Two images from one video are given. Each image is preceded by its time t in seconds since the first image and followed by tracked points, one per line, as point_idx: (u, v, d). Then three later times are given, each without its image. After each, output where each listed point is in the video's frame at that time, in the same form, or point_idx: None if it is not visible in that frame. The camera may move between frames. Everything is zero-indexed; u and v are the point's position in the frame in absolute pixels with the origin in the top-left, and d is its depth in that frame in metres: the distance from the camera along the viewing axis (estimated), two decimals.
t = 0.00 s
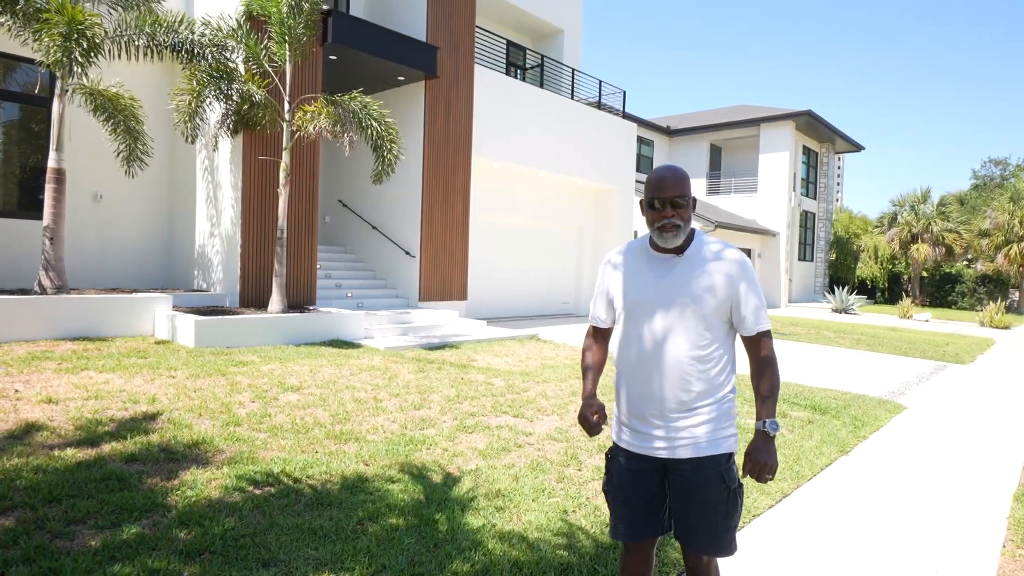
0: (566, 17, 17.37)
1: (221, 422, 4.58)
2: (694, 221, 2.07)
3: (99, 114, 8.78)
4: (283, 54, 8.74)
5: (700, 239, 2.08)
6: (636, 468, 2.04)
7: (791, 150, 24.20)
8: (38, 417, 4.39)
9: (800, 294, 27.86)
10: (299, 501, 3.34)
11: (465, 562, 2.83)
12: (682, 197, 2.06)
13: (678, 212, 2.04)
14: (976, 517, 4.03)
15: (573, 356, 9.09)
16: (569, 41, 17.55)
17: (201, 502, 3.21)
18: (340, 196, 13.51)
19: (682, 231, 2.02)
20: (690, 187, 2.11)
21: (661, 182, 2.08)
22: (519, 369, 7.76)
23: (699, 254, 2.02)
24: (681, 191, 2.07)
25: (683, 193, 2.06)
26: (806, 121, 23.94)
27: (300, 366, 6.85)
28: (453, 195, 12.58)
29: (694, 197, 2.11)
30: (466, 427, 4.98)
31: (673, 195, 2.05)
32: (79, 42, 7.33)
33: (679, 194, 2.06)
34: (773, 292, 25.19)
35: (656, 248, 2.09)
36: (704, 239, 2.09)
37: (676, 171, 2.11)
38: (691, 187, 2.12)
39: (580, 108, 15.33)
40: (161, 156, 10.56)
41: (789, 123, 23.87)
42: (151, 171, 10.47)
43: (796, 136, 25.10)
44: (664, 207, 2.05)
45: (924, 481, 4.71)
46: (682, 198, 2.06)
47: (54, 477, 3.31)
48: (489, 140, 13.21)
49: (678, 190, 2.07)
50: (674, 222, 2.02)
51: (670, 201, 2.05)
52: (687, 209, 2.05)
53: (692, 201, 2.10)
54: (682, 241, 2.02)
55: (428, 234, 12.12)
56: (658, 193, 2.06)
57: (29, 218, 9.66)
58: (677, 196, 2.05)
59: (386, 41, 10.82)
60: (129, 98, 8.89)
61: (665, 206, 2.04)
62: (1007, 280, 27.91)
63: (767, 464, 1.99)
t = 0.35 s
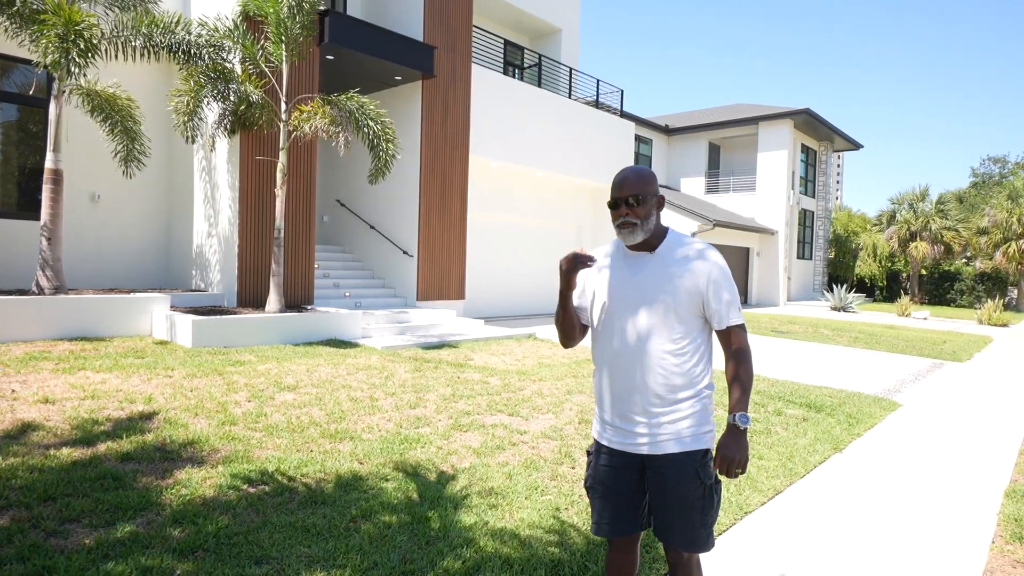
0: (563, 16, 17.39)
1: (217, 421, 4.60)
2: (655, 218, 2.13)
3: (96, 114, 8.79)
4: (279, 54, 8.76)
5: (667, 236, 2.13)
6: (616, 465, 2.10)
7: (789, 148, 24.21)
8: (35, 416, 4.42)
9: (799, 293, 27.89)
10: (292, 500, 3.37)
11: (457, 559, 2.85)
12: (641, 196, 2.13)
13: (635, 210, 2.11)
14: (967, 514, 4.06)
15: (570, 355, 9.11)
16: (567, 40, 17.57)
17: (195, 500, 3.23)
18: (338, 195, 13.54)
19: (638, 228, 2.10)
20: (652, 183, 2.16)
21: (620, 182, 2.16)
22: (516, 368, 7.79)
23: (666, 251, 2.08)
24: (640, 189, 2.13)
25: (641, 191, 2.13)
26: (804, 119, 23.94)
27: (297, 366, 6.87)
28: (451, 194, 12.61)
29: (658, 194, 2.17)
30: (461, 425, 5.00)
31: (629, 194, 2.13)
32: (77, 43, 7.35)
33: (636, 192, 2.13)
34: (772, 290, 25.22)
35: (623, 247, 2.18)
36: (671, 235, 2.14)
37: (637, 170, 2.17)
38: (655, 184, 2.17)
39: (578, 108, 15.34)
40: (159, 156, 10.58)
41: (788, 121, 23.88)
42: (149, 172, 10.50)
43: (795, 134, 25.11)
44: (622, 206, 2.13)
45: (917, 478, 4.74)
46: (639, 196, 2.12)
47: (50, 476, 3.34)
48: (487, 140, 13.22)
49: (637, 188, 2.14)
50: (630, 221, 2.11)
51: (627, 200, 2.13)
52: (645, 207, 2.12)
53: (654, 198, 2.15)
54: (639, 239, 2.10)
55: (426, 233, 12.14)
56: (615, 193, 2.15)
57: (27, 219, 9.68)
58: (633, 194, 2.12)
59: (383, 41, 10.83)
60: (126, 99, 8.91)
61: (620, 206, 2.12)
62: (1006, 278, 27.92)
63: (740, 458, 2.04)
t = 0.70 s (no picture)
0: (561, 15, 17.37)
1: (208, 420, 4.61)
2: (636, 212, 2.17)
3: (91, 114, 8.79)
4: (274, 53, 8.76)
5: (647, 232, 2.16)
6: (591, 463, 2.12)
7: (788, 147, 24.17)
8: (25, 416, 4.43)
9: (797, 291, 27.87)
10: (279, 498, 3.37)
11: (441, 557, 2.86)
12: (622, 190, 2.17)
13: (616, 203, 2.15)
14: (957, 513, 4.05)
15: (565, 354, 9.11)
16: (564, 38, 17.55)
17: (181, 498, 3.23)
18: (335, 194, 13.55)
19: (619, 222, 2.13)
20: (632, 179, 2.21)
21: (601, 177, 2.20)
22: (510, 367, 7.79)
23: (644, 248, 2.10)
24: (621, 183, 2.18)
25: (623, 185, 2.17)
26: (802, 117, 23.91)
27: (291, 365, 6.88)
28: (447, 193, 12.60)
29: (638, 189, 2.22)
30: (452, 424, 5.01)
31: (611, 187, 2.17)
32: (71, 43, 7.34)
33: (617, 186, 2.17)
34: (771, 289, 25.21)
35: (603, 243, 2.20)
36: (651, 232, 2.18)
37: (617, 166, 2.22)
38: (635, 179, 2.22)
39: (576, 107, 15.33)
40: (154, 155, 10.59)
41: (786, 120, 23.85)
42: (145, 171, 10.51)
43: (794, 132, 25.08)
44: (604, 199, 2.17)
45: (908, 477, 4.73)
46: (621, 189, 2.17)
47: (37, 475, 3.34)
48: (484, 139, 13.21)
49: (618, 182, 2.19)
50: (611, 214, 2.14)
51: (609, 193, 2.17)
52: (627, 200, 2.16)
53: (635, 193, 2.20)
54: (621, 232, 2.13)
55: (422, 232, 12.14)
56: (597, 186, 2.19)
57: (22, 218, 9.69)
58: (615, 188, 2.17)
59: (378, 40, 10.82)
60: (121, 98, 8.91)
61: (602, 199, 2.16)
62: (1006, 276, 27.90)
63: (713, 456, 2.04)
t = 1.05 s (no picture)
0: (564, 14, 17.37)
1: (207, 417, 4.65)
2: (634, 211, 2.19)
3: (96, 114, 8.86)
4: (276, 54, 8.80)
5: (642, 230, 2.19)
6: (577, 461, 2.14)
7: (794, 146, 24.07)
8: (27, 413, 4.48)
9: (803, 291, 27.77)
10: (274, 495, 3.41)
11: (432, 554, 2.88)
12: (624, 187, 2.18)
13: (619, 200, 2.15)
14: (953, 514, 4.04)
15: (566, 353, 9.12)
16: (568, 38, 17.55)
17: (178, 495, 3.27)
18: (338, 194, 13.61)
19: (623, 218, 2.14)
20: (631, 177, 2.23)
21: (603, 172, 2.19)
22: (510, 366, 7.81)
23: (635, 247, 2.11)
24: (622, 181, 2.18)
25: (625, 183, 2.18)
26: (808, 116, 23.81)
27: (292, 364, 6.93)
28: (450, 193, 12.63)
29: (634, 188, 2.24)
30: (449, 422, 5.03)
31: (614, 184, 2.16)
32: (75, 44, 7.40)
33: (620, 183, 2.17)
34: (776, 288, 25.12)
35: (598, 240, 2.19)
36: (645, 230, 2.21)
37: (613, 163, 2.22)
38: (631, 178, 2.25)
39: (579, 106, 15.33)
40: (159, 156, 10.67)
41: (792, 119, 23.76)
42: (150, 171, 10.58)
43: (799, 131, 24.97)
44: (607, 195, 2.16)
45: (905, 477, 4.72)
46: (623, 187, 2.17)
47: (36, 471, 3.39)
48: (487, 139, 13.23)
49: (619, 179, 2.19)
50: (615, 211, 2.14)
51: (612, 189, 2.16)
52: (628, 198, 2.17)
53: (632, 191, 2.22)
54: (623, 229, 2.13)
55: (425, 232, 12.17)
56: (600, 182, 2.17)
57: (29, 218, 9.78)
58: (618, 185, 2.16)
59: (381, 40, 10.86)
60: (126, 98, 8.97)
61: (609, 196, 2.14)
62: (1014, 276, 27.69)
63: (697, 455, 2.03)
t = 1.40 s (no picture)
0: (580, 14, 17.35)
1: (223, 414, 4.74)
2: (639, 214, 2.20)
3: (119, 117, 9.06)
4: (293, 56, 8.93)
5: (646, 232, 2.20)
6: (582, 460, 2.17)
7: (814, 145, 23.78)
8: (50, 408, 4.62)
9: (823, 291, 27.43)
10: (286, 490, 3.48)
11: (439, 549, 2.92)
12: (628, 190, 2.18)
13: (624, 204, 2.15)
14: (967, 518, 3.99)
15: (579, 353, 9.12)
16: (584, 38, 17.53)
17: (192, 489, 3.36)
18: (355, 194, 13.75)
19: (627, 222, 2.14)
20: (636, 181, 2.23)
21: (607, 174, 2.19)
22: (523, 366, 7.84)
23: (638, 246, 2.13)
24: (627, 184, 2.18)
25: (630, 186, 2.18)
26: (828, 115, 23.51)
27: (307, 362, 7.03)
28: (466, 193, 12.69)
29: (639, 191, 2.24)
30: (460, 421, 5.08)
31: (619, 187, 2.16)
32: (99, 48, 7.58)
33: (625, 186, 2.17)
34: (796, 289, 24.83)
35: (602, 240, 2.20)
36: (649, 232, 2.21)
37: (621, 164, 2.21)
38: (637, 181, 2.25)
39: (595, 106, 15.31)
40: (180, 157, 10.88)
41: (812, 117, 23.47)
42: (171, 172, 10.79)
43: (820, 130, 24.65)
44: (612, 198, 2.16)
45: (920, 480, 4.67)
46: (627, 190, 2.17)
47: (57, 464, 3.49)
48: (502, 139, 13.27)
49: (624, 182, 2.19)
50: (619, 214, 2.14)
51: (617, 192, 2.16)
52: (632, 202, 2.17)
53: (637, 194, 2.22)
54: (627, 232, 2.13)
55: (440, 232, 12.26)
56: (605, 184, 2.16)
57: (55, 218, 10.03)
58: (622, 188, 2.17)
59: (397, 42, 10.95)
60: (148, 101, 9.15)
61: (612, 199, 2.15)
62: None
63: (705, 455, 2.06)
